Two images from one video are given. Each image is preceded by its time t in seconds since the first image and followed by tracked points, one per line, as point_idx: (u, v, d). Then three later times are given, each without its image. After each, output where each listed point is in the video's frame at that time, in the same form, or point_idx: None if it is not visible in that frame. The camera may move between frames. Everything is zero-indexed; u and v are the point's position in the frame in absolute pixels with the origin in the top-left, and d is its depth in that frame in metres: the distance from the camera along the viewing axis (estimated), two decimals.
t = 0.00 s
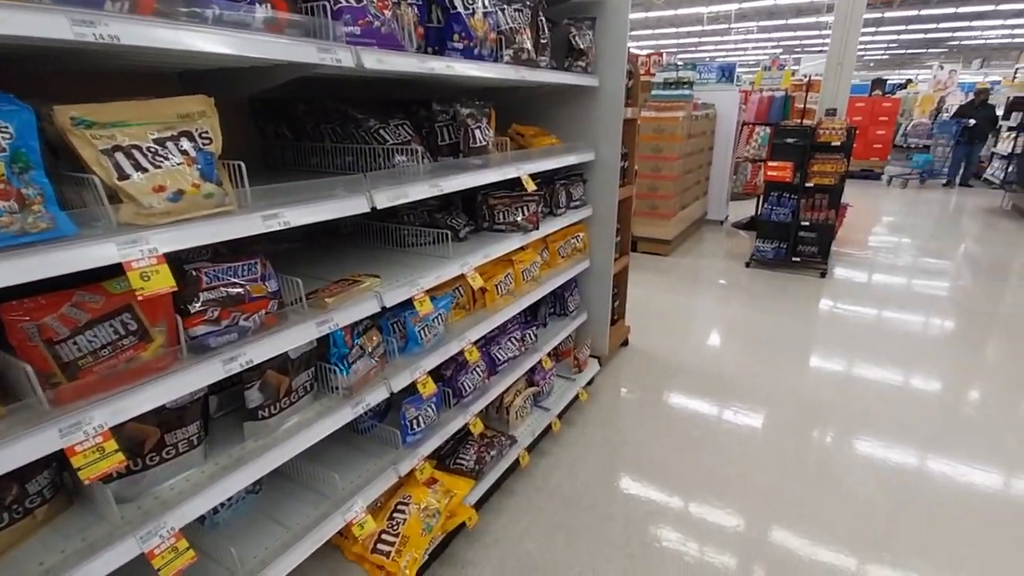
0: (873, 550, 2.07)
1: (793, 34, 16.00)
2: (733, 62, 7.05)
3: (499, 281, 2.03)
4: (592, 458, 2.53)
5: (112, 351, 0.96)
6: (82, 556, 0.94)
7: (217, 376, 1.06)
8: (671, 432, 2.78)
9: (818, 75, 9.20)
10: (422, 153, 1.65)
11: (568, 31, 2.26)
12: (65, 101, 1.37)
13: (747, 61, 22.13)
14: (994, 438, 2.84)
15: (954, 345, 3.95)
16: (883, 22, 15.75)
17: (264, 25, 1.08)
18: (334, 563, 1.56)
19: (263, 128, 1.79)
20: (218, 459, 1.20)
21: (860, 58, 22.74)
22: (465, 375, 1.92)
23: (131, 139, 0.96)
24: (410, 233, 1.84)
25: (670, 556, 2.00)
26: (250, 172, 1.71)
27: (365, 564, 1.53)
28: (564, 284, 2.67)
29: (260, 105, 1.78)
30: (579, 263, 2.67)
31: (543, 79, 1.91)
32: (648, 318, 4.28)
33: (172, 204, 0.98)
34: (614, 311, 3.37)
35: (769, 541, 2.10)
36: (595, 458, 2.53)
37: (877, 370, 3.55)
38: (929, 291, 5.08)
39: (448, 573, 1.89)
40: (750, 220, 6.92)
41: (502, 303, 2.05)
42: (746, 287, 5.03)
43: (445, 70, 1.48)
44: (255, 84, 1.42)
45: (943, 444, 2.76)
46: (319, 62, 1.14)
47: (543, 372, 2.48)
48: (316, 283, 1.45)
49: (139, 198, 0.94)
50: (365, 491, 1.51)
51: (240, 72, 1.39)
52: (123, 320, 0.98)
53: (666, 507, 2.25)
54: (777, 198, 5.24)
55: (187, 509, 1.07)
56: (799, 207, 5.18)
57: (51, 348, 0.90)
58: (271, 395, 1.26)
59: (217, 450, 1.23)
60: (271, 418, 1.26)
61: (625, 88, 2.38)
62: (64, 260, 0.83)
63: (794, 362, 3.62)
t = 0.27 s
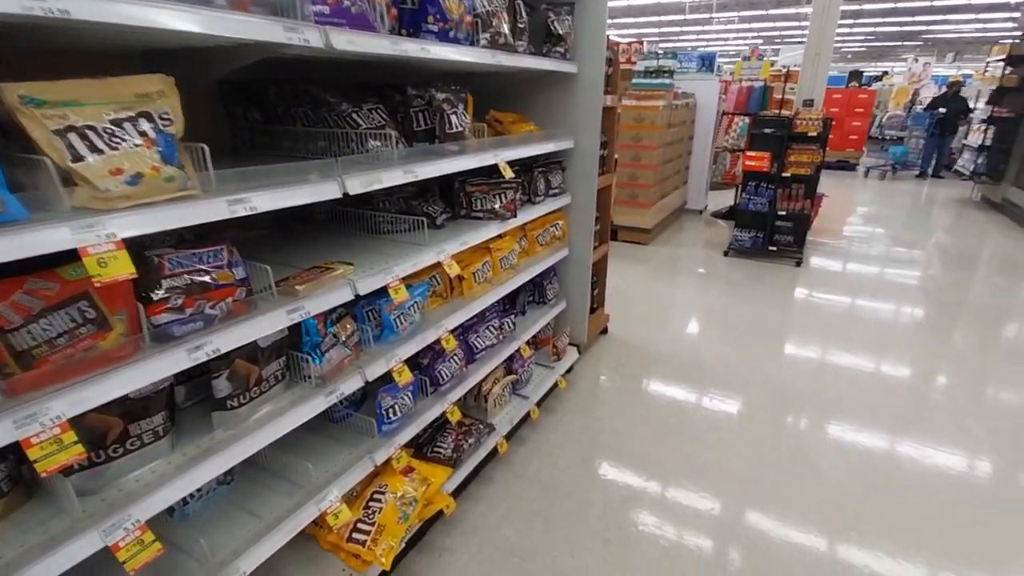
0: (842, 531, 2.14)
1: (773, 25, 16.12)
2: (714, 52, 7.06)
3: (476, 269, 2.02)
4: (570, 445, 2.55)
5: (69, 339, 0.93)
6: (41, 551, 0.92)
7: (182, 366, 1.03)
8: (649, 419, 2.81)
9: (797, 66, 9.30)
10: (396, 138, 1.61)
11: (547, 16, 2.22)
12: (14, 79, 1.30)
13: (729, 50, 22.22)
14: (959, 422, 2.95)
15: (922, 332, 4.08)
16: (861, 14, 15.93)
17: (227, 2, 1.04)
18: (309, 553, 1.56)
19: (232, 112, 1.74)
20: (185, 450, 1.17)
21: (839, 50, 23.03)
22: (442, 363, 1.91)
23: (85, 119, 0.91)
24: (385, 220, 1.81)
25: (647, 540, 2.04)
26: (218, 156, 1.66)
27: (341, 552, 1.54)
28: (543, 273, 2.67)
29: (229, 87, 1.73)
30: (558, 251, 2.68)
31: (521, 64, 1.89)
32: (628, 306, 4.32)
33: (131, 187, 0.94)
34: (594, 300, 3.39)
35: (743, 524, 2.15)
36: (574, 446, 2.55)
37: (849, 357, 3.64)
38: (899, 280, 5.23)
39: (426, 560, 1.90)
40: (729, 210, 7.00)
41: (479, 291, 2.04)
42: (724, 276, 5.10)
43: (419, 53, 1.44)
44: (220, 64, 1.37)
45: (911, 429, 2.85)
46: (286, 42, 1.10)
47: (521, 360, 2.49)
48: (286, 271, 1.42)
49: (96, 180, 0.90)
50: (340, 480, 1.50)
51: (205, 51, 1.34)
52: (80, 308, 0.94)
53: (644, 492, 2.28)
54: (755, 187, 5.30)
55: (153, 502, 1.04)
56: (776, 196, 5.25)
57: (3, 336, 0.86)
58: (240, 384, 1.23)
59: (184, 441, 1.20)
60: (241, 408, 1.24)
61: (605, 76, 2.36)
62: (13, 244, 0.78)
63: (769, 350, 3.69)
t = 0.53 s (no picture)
0: (824, 522, 2.16)
1: (763, 21, 16.16)
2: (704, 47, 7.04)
3: (461, 263, 1.98)
4: (555, 440, 2.54)
5: (27, 333, 0.86)
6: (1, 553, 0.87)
7: (151, 361, 0.99)
8: (635, 413, 2.81)
9: (785, 62, 9.33)
10: (378, 127, 1.56)
11: (536, 5, 2.18)
12: None
13: (719, 46, 22.26)
14: (937, 416, 2.99)
15: (903, 328, 4.14)
16: (849, 13, 16.04)
17: None
18: (288, 550, 1.52)
19: (208, 96, 1.68)
20: (156, 447, 1.13)
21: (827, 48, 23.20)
22: (426, 358, 1.88)
23: (44, 100, 0.86)
24: (368, 212, 1.77)
25: (633, 533, 2.04)
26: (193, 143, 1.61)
27: (321, 549, 1.51)
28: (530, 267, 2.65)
29: (203, 71, 1.66)
30: (545, 245, 2.65)
31: (508, 53, 1.85)
32: (615, 301, 4.32)
33: (94, 173, 0.90)
34: (581, 295, 3.37)
35: (728, 516, 2.16)
36: (559, 440, 2.54)
37: (832, 352, 3.68)
38: (882, 277, 5.30)
39: (409, 556, 1.88)
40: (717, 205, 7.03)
41: (465, 285, 2.01)
42: (710, 271, 5.12)
43: (403, 39, 1.40)
44: (192, 47, 1.31)
45: (891, 423, 2.89)
46: (260, 24, 1.05)
47: (507, 355, 2.47)
48: (263, 263, 1.37)
49: (55, 166, 0.86)
50: (320, 477, 1.47)
51: (177, 32, 1.28)
52: (40, 300, 0.88)
53: (631, 484, 2.29)
54: (743, 183, 5.32)
55: (121, 501, 1.01)
56: (763, 193, 5.28)
57: None
58: (213, 380, 1.20)
59: (155, 438, 1.16)
60: (214, 405, 1.20)
61: (594, 68, 2.33)
62: None
63: (754, 345, 3.71)
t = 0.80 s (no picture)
0: (824, 523, 2.13)
1: (760, 19, 16.13)
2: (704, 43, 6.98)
3: (460, 261, 1.93)
4: (553, 441, 2.50)
5: None
6: None
7: (134, 363, 0.93)
8: (631, 413, 2.77)
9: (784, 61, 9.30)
10: (375, 118, 1.53)
11: None
12: None
13: (716, 44, 22.21)
14: (934, 418, 2.97)
15: (901, 328, 4.13)
16: (847, 12, 16.03)
17: None
18: (278, 558, 1.46)
19: (199, 85, 1.62)
20: (140, 453, 1.07)
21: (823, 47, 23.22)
22: (423, 358, 1.83)
23: (15, 83, 0.80)
24: (364, 207, 1.73)
25: (627, 533, 2.01)
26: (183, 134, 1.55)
27: (313, 556, 1.44)
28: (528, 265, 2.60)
29: (192, 60, 1.58)
30: (544, 243, 2.61)
31: (510, 43, 1.80)
32: (612, 300, 4.28)
33: (69, 163, 0.83)
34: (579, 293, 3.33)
35: (721, 515, 2.14)
36: (556, 441, 2.50)
37: (827, 351, 3.67)
38: (878, 276, 5.30)
39: (404, 561, 1.83)
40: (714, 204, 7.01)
41: (463, 283, 1.96)
42: (708, 270, 5.09)
43: (403, 25, 1.34)
44: (180, 28, 1.25)
45: (888, 424, 2.87)
46: (253, 6, 0.99)
47: (505, 355, 2.42)
48: (254, 259, 1.31)
49: (27, 154, 0.80)
50: (313, 482, 1.42)
51: (163, 15, 1.22)
52: (11, 298, 0.82)
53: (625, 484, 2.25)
54: (742, 181, 5.28)
55: (102, 512, 0.95)
56: (762, 192, 5.26)
57: None
58: (201, 382, 1.14)
59: (139, 443, 1.10)
60: (202, 408, 1.14)
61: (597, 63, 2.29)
62: None
63: (752, 345, 3.68)
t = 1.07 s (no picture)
0: (814, 517, 2.12)
1: (755, 12, 16.00)
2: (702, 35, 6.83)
3: (453, 263, 1.81)
4: (549, 447, 2.40)
5: None
6: None
7: (79, 395, 0.82)
8: (624, 409, 2.72)
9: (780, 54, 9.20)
10: (362, 113, 1.37)
11: None
12: None
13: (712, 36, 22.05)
14: (926, 411, 2.95)
15: (899, 324, 4.09)
16: (842, 6, 15.95)
17: None
18: None
19: (167, 73, 1.47)
20: (90, 491, 0.95)
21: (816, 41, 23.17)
22: (413, 369, 1.71)
23: None
24: (350, 207, 1.59)
25: (618, 530, 1.98)
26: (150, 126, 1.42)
27: None
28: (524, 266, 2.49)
29: (163, 43, 1.46)
30: (541, 242, 2.49)
31: (509, 33, 1.67)
32: (607, 296, 4.17)
33: None
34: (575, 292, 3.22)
35: (712, 512, 2.11)
36: (551, 445, 2.41)
37: (820, 345, 3.64)
38: (874, 273, 5.26)
39: None
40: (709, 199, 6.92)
41: (456, 288, 1.84)
42: (704, 266, 5.00)
43: (393, 11, 1.21)
44: (152, 8, 1.16)
45: (881, 417, 2.84)
46: None
47: (499, 360, 2.31)
48: (224, 267, 1.18)
49: None
50: (290, 509, 1.31)
51: None
52: None
53: (617, 479, 2.23)
54: (740, 177, 5.22)
55: (41, 564, 0.82)
56: (760, 188, 5.17)
57: None
58: (160, 410, 1.02)
59: (89, 479, 0.98)
60: (163, 438, 1.03)
61: (599, 54, 2.16)
62: None
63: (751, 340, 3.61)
